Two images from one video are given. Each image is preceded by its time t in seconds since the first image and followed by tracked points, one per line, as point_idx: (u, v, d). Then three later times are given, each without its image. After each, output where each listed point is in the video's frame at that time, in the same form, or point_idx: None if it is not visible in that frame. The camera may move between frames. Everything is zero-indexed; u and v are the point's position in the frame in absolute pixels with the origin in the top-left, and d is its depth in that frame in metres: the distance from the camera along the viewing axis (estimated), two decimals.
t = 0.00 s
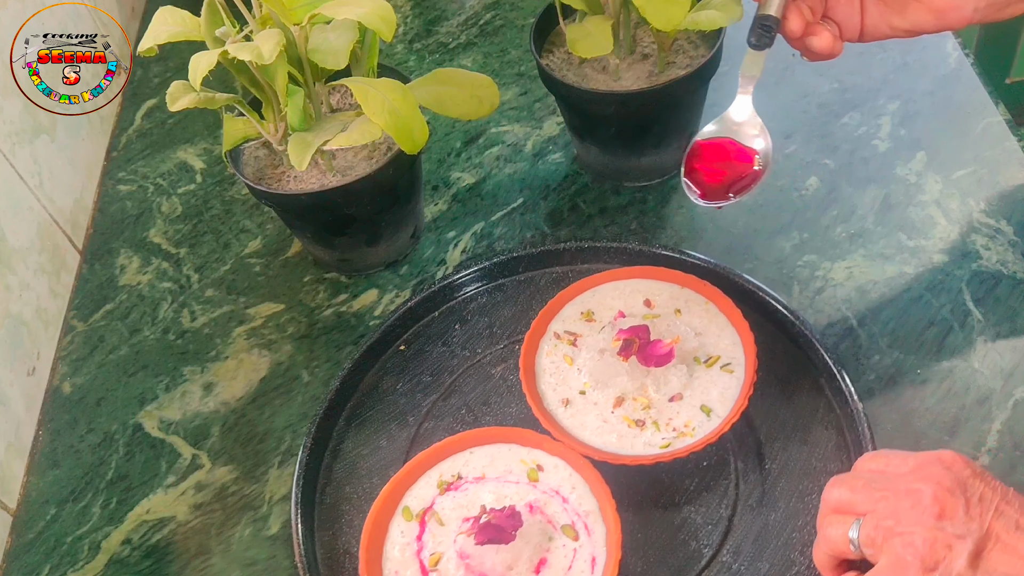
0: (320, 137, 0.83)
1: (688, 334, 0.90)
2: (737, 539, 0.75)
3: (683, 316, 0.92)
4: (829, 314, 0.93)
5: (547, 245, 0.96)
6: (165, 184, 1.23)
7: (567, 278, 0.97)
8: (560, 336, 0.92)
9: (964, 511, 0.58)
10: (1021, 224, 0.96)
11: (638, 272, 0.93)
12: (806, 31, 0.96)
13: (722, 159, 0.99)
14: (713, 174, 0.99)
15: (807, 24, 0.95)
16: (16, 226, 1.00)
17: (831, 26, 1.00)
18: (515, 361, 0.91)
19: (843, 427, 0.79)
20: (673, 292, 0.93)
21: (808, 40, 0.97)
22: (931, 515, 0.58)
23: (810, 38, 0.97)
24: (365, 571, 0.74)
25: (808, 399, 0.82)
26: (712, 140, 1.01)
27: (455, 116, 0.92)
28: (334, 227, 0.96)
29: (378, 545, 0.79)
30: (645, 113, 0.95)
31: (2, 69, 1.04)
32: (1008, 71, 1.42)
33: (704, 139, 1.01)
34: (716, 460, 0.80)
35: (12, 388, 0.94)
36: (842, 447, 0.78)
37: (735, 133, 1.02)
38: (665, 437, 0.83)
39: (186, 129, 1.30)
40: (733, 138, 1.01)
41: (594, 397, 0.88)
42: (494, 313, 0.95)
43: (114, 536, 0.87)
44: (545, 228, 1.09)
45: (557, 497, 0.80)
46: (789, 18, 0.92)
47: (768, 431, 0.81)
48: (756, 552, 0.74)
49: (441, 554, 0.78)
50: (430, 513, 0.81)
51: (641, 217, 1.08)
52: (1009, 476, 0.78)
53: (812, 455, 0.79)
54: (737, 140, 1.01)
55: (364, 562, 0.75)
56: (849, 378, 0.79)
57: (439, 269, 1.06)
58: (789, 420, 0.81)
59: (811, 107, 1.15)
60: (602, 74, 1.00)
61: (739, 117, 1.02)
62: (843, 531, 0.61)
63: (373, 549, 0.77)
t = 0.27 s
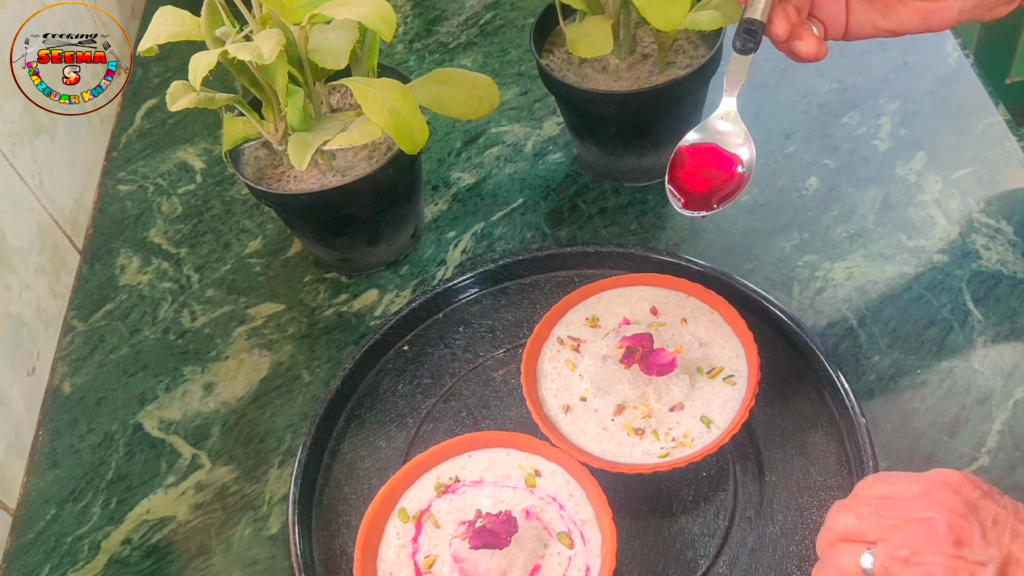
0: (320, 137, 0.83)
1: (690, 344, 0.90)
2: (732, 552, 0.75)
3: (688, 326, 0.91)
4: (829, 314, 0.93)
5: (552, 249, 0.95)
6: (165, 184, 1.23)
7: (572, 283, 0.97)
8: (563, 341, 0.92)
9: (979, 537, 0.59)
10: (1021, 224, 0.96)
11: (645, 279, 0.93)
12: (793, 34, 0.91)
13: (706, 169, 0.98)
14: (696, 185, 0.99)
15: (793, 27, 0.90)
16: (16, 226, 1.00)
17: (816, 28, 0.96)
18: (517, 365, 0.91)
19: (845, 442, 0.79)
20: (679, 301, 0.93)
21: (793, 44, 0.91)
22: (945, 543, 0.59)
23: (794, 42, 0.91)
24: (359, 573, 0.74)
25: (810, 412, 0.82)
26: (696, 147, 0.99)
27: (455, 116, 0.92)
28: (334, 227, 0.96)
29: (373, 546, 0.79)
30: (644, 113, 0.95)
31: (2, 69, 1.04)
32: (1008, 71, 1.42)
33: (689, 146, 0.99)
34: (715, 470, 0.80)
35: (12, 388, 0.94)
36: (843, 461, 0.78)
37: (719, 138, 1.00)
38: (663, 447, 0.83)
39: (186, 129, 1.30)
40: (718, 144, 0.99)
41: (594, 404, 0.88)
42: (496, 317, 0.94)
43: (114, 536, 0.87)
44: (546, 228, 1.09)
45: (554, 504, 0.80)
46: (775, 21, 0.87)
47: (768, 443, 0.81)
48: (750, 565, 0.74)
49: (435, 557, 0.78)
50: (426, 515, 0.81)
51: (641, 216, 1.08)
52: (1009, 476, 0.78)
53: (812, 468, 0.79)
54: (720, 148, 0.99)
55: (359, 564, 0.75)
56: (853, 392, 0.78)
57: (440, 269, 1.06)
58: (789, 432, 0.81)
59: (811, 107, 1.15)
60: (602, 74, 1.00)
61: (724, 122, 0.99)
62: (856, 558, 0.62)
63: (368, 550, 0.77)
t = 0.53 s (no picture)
0: (320, 137, 0.83)
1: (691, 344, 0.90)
2: (732, 554, 0.75)
3: (688, 325, 0.91)
4: (829, 314, 0.93)
5: (552, 249, 0.95)
6: (165, 184, 1.23)
7: (572, 283, 0.97)
8: (563, 341, 0.92)
9: None
10: (1021, 224, 0.96)
11: (644, 279, 0.93)
12: (807, 58, 0.99)
13: (724, 197, 0.97)
14: (715, 214, 0.98)
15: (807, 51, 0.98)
16: (16, 226, 1.00)
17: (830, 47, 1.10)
18: (518, 365, 0.91)
19: (845, 443, 0.79)
20: (679, 301, 0.93)
21: (808, 66, 1.00)
22: None
23: (811, 66, 1.00)
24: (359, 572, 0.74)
25: (809, 413, 0.82)
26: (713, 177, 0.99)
27: (455, 116, 0.92)
28: (334, 227, 0.96)
29: (373, 545, 0.79)
30: (644, 113, 0.95)
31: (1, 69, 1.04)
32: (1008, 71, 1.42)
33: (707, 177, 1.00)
34: (715, 471, 0.80)
35: (12, 388, 0.94)
36: (843, 462, 0.78)
37: (738, 166, 0.99)
38: (663, 447, 0.83)
39: (186, 129, 1.30)
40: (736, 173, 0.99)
41: (594, 404, 0.88)
42: (496, 317, 0.94)
43: (114, 536, 0.87)
44: (546, 228, 1.09)
45: (554, 504, 0.80)
46: (790, 45, 0.96)
47: (768, 443, 0.81)
48: (750, 566, 0.74)
49: (435, 557, 0.78)
50: (426, 515, 0.81)
51: (641, 217, 1.08)
52: (1009, 476, 0.78)
53: (812, 469, 0.79)
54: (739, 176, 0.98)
55: (359, 563, 0.75)
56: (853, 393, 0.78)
57: (439, 269, 1.06)
58: (789, 432, 0.81)
59: (810, 107, 1.15)
60: (602, 74, 1.00)
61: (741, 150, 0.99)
62: None
63: (368, 550, 0.77)
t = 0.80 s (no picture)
0: (321, 137, 0.83)
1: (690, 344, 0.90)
2: (732, 553, 0.75)
3: (688, 325, 0.92)
4: (829, 314, 0.93)
5: (552, 249, 0.95)
6: (164, 184, 1.23)
7: (572, 283, 0.97)
8: (563, 341, 0.92)
9: None
10: (1021, 224, 0.96)
11: (644, 279, 0.93)
12: (792, 103, 0.95)
13: (711, 253, 0.87)
14: (702, 273, 0.87)
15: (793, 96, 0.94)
16: (15, 227, 1.00)
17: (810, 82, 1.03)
18: (518, 365, 0.91)
19: (845, 443, 0.79)
20: (679, 301, 0.93)
21: (793, 111, 0.96)
22: None
23: (795, 110, 0.96)
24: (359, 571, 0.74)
25: (809, 412, 0.82)
26: (700, 232, 0.89)
27: (455, 116, 0.92)
28: (334, 228, 0.96)
29: (373, 545, 0.79)
30: (644, 113, 0.95)
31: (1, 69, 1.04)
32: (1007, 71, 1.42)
33: (693, 232, 0.90)
34: (715, 470, 0.80)
35: (12, 388, 0.94)
36: (843, 461, 0.78)
37: (726, 219, 0.89)
38: (663, 447, 0.83)
39: (186, 129, 1.31)
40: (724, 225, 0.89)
41: (594, 404, 0.88)
42: (496, 317, 0.94)
43: (114, 536, 0.87)
44: (546, 228, 1.09)
45: (554, 504, 0.81)
46: (775, 91, 0.92)
47: (768, 444, 0.81)
48: (750, 566, 0.74)
49: (435, 557, 0.78)
50: (426, 515, 0.81)
51: (641, 216, 1.07)
52: (1009, 475, 0.78)
53: (812, 468, 0.79)
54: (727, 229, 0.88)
55: (359, 563, 0.75)
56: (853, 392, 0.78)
57: (439, 269, 1.06)
58: (789, 432, 0.81)
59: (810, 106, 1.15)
60: (602, 73, 1.00)
61: (728, 200, 0.89)
62: None
63: (368, 549, 0.77)
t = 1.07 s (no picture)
0: (321, 137, 0.83)
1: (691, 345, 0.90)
2: (731, 554, 0.75)
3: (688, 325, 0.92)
4: (829, 314, 0.93)
5: (552, 249, 0.95)
6: (164, 184, 1.23)
7: (572, 283, 0.97)
8: (563, 341, 0.93)
9: None
10: (1021, 224, 0.96)
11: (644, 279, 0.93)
12: (760, 135, 0.94)
13: (682, 293, 0.85)
14: (672, 314, 0.86)
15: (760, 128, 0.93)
16: (16, 227, 1.00)
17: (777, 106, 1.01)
18: (518, 365, 0.91)
19: (845, 443, 0.79)
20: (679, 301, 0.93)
21: (761, 142, 0.94)
22: None
23: (764, 142, 0.94)
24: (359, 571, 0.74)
25: (809, 413, 0.82)
26: (670, 268, 0.87)
27: (455, 116, 0.92)
28: (334, 228, 0.96)
29: (373, 545, 0.79)
30: (644, 113, 0.95)
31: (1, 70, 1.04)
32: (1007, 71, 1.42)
33: (663, 268, 0.87)
34: (715, 470, 0.80)
35: (12, 388, 0.94)
36: (843, 461, 0.78)
37: (696, 255, 0.87)
38: (663, 447, 0.83)
39: (187, 129, 1.31)
40: (695, 261, 0.87)
41: (594, 404, 0.88)
42: (496, 317, 0.94)
43: (114, 536, 0.87)
44: (546, 228, 1.09)
45: (554, 504, 0.81)
46: (741, 124, 0.91)
47: (768, 444, 0.81)
48: (750, 566, 0.74)
49: (435, 557, 0.78)
50: (426, 515, 0.81)
51: (641, 216, 1.07)
52: (1009, 475, 0.78)
53: (812, 468, 0.79)
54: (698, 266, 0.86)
55: (359, 563, 0.75)
56: (852, 392, 0.78)
57: (439, 269, 1.06)
58: (789, 433, 0.81)
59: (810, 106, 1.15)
60: (602, 74, 1.00)
61: (699, 235, 0.86)
62: None
63: (368, 549, 0.77)
